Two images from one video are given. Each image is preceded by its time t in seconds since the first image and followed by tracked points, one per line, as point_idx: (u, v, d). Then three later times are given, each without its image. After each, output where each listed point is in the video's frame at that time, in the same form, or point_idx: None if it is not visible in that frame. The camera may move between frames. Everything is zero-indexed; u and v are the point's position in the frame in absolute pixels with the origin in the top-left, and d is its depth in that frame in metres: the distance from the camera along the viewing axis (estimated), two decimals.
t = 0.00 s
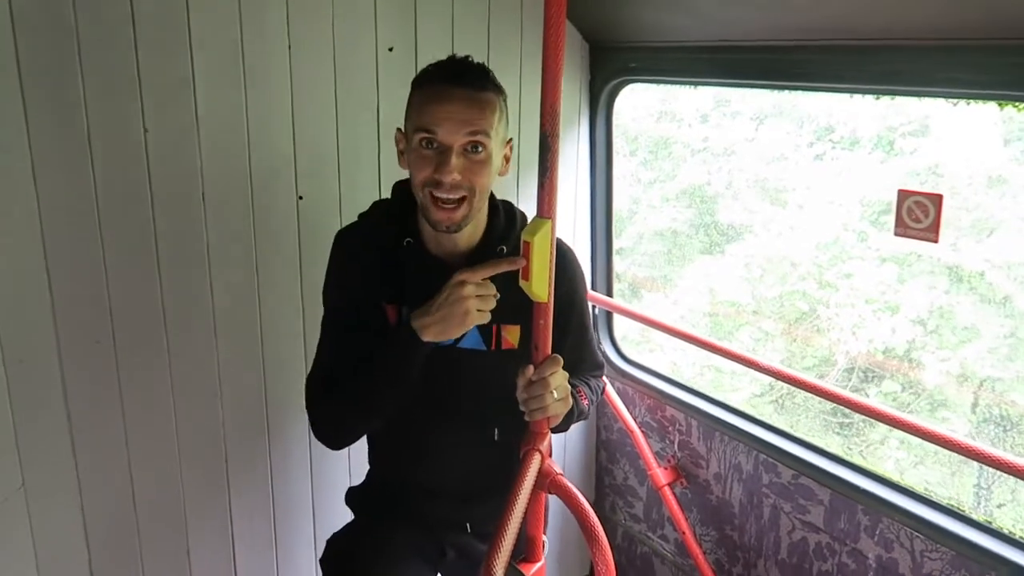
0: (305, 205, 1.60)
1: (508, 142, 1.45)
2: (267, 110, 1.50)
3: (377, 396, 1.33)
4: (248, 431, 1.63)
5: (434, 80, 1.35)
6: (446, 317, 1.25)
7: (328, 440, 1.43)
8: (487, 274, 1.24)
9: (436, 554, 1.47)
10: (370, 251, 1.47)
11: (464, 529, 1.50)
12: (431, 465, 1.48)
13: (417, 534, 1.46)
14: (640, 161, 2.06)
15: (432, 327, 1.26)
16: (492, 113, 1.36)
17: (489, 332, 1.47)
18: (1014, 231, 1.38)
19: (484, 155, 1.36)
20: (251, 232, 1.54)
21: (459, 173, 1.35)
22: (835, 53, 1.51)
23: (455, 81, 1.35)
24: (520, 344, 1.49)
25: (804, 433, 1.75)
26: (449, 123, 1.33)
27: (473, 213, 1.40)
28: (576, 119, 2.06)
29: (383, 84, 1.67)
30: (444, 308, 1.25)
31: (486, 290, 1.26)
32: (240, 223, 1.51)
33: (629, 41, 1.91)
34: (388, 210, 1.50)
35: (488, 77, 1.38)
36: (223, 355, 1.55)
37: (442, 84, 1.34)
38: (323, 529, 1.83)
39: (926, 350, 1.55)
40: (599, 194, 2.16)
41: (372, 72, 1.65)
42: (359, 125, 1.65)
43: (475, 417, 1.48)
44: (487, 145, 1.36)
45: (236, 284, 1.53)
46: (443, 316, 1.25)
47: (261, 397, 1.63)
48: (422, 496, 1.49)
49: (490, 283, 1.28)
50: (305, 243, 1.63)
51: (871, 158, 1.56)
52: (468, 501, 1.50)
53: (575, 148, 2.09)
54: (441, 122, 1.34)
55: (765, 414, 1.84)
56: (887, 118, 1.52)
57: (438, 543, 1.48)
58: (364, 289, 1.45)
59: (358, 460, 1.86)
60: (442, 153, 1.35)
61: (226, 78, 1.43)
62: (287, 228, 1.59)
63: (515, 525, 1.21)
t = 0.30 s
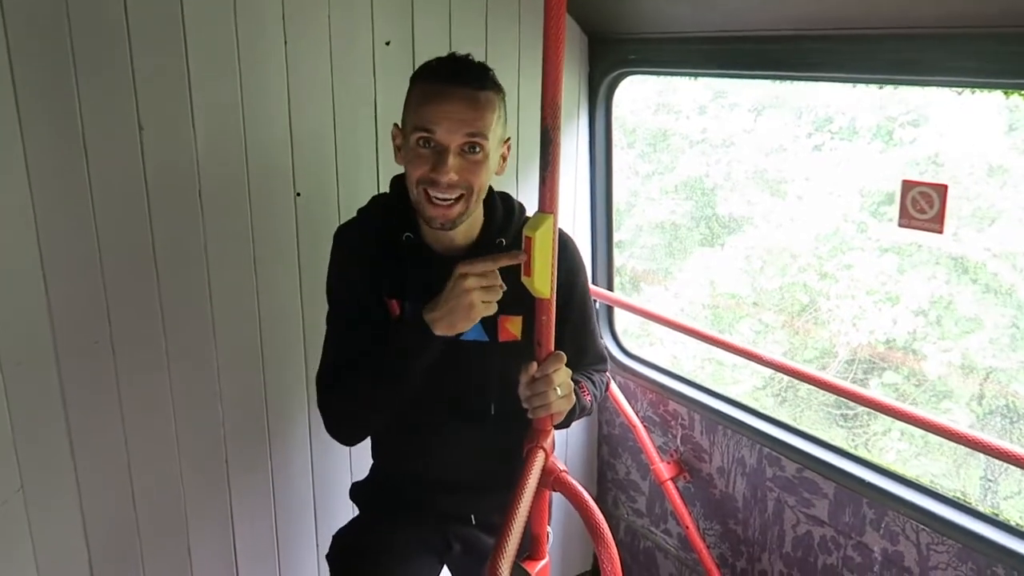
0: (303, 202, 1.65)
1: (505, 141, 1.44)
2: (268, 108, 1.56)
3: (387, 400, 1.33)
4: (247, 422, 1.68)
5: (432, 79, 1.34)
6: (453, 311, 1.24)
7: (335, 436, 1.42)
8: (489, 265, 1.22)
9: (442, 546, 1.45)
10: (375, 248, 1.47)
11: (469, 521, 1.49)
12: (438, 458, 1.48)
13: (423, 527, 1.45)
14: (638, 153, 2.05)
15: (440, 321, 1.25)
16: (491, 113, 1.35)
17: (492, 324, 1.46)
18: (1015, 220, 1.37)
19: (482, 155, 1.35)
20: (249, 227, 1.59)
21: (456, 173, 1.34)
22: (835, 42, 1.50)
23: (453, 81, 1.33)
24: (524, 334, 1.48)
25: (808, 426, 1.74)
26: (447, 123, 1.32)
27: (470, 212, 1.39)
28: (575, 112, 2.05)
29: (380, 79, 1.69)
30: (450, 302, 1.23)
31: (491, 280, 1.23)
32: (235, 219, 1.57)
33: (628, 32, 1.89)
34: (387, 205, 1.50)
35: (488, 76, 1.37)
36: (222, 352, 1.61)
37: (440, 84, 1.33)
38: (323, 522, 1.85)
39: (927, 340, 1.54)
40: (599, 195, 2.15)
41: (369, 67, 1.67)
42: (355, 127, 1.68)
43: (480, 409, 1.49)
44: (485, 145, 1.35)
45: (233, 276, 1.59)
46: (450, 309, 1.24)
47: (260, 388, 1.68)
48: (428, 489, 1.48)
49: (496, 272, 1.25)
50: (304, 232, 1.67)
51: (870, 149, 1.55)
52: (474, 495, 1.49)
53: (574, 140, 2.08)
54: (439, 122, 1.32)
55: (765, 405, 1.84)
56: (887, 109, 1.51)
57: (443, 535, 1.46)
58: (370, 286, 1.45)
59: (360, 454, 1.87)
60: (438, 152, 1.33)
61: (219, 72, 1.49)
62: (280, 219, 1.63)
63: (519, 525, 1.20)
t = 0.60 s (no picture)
0: (300, 201, 1.64)
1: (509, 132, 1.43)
2: (264, 107, 1.55)
3: (388, 400, 1.32)
4: (246, 422, 1.67)
5: (433, 77, 1.32)
6: (461, 316, 1.23)
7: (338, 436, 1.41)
8: (495, 267, 1.21)
9: (439, 546, 1.45)
10: (376, 245, 1.45)
11: (466, 521, 1.48)
12: (438, 457, 1.47)
13: (422, 527, 1.44)
14: (635, 150, 2.04)
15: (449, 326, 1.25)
16: (494, 110, 1.34)
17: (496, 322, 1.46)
18: (1013, 215, 1.36)
19: (488, 153, 1.34)
20: (246, 227, 1.58)
21: (464, 173, 1.33)
22: (835, 37, 1.49)
23: (456, 78, 1.32)
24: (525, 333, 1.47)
25: (808, 423, 1.74)
26: (452, 123, 1.31)
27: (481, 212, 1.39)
28: (573, 109, 2.04)
29: (377, 75, 1.67)
30: (459, 308, 1.23)
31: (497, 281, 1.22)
32: (232, 219, 1.56)
33: (626, 28, 1.88)
34: (388, 203, 1.49)
35: (489, 71, 1.35)
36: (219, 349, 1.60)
37: (442, 82, 1.32)
38: (322, 523, 1.84)
39: (925, 336, 1.54)
40: (598, 192, 2.14)
41: (366, 64, 1.66)
42: (352, 126, 1.67)
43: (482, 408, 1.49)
44: (491, 143, 1.34)
45: (230, 276, 1.58)
46: (458, 314, 1.23)
47: (259, 388, 1.67)
48: (428, 489, 1.47)
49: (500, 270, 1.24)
50: (301, 231, 1.66)
51: (867, 144, 1.54)
52: (475, 494, 1.49)
53: (572, 138, 2.07)
54: (444, 123, 1.31)
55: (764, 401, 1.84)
56: (884, 104, 1.50)
57: (441, 535, 1.46)
58: (370, 284, 1.44)
59: (359, 452, 1.86)
60: (445, 153, 1.33)
61: (215, 72, 1.48)
62: (278, 219, 1.62)
63: (522, 524, 1.20)
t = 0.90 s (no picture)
0: (299, 200, 1.63)
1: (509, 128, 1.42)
2: (263, 106, 1.55)
3: (387, 401, 1.32)
4: (245, 421, 1.66)
5: (435, 74, 1.31)
6: (458, 309, 1.23)
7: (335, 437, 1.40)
8: (493, 260, 1.20)
9: (440, 548, 1.45)
10: (375, 245, 1.45)
11: (467, 523, 1.48)
12: (439, 458, 1.47)
13: (422, 527, 1.44)
14: (633, 148, 2.04)
15: (446, 319, 1.24)
16: (497, 105, 1.33)
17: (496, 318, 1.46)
18: (1012, 213, 1.36)
19: (491, 148, 1.34)
20: (245, 227, 1.57)
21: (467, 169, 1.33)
22: (836, 35, 1.49)
23: (457, 74, 1.31)
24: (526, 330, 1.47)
25: (808, 422, 1.73)
26: (455, 120, 1.31)
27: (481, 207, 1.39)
28: (572, 107, 2.04)
29: (376, 73, 1.67)
30: (457, 300, 1.22)
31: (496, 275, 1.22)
32: (231, 218, 1.55)
33: (625, 26, 1.88)
34: (388, 200, 1.49)
35: (488, 64, 1.35)
36: (220, 348, 1.60)
37: (444, 78, 1.31)
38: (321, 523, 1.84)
39: (924, 334, 1.54)
40: (598, 190, 2.13)
41: (365, 61, 1.65)
42: (351, 125, 1.67)
43: (483, 408, 1.48)
44: (493, 138, 1.34)
45: (229, 276, 1.57)
46: (455, 308, 1.23)
47: (257, 388, 1.67)
48: (427, 489, 1.47)
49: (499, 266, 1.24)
50: (301, 230, 1.65)
51: (866, 142, 1.54)
52: (476, 494, 1.48)
53: (572, 136, 2.07)
54: (447, 119, 1.31)
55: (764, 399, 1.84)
56: (883, 102, 1.50)
57: (442, 537, 1.45)
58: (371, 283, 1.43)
59: (359, 451, 1.86)
60: (448, 149, 1.32)
61: (215, 72, 1.47)
62: (278, 218, 1.61)
63: (524, 524, 1.20)
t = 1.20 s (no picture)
0: (298, 199, 1.63)
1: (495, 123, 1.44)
2: (262, 106, 1.54)
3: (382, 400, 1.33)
4: (245, 421, 1.66)
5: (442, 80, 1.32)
6: (430, 311, 1.20)
7: (326, 436, 1.41)
8: (463, 256, 1.18)
9: (443, 545, 1.46)
10: (368, 245, 1.45)
11: (472, 519, 1.49)
12: (437, 456, 1.47)
13: (424, 524, 1.45)
14: (631, 147, 2.04)
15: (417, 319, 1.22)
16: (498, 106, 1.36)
17: (487, 306, 1.46)
18: (1011, 211, 1.36)
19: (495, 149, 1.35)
20: (245, 226, 1.57)
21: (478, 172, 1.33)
22: (835, 33, 1.49)
23: (461, 80, 1.32)
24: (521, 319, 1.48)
25: (808, 420, 1.74)
26: (468, 126, 1.31)
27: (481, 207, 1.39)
28: (571, 106, 2.04)
29: (375, 72, 1.67)
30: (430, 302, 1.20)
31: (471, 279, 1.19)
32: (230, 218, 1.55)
33: (624, 25, 1.88)
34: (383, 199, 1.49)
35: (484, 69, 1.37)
36: (219, 348, 1.60)
37: (451, 85, 1.31)
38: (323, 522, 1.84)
39: (922, 332, 1.54)
40: (596, 189, 2.13)
41: (364, 60, 1.65)
42: (350, 124, 1.66)
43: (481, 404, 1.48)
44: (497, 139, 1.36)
45: (229, 275, 1.57)
46: (427, 308, 1.20)
47: (257, 387, 1.67)
48: (426, 488, 1.47)
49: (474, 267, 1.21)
50: (300, 229, 1.65)
51: (864, 140, 1.54)
52: (476, 490, 1.49)
53: (570, 135, 2.06)
54: (461, 121, 1.30)
55: (761, 398, 1.84)
56: (881, 100, 1.50)
57: (445, 534, 1.46)
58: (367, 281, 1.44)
59: (358, 449, 1.86)
60: (461, 156, 1.31)
61: (214, 72, 1.47)
62: (277, 217, 1.61)
63: (524, 523, 1.21)
